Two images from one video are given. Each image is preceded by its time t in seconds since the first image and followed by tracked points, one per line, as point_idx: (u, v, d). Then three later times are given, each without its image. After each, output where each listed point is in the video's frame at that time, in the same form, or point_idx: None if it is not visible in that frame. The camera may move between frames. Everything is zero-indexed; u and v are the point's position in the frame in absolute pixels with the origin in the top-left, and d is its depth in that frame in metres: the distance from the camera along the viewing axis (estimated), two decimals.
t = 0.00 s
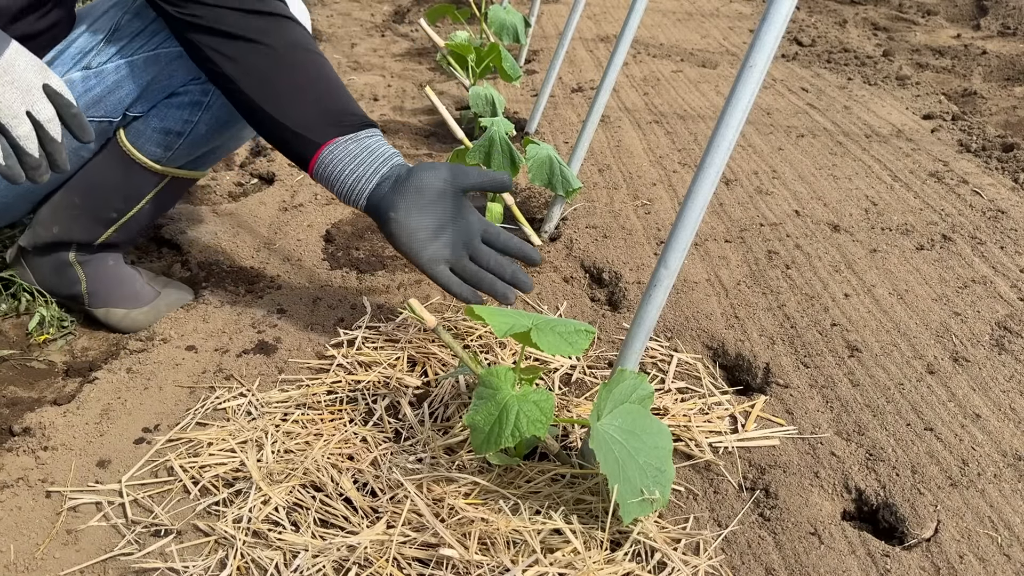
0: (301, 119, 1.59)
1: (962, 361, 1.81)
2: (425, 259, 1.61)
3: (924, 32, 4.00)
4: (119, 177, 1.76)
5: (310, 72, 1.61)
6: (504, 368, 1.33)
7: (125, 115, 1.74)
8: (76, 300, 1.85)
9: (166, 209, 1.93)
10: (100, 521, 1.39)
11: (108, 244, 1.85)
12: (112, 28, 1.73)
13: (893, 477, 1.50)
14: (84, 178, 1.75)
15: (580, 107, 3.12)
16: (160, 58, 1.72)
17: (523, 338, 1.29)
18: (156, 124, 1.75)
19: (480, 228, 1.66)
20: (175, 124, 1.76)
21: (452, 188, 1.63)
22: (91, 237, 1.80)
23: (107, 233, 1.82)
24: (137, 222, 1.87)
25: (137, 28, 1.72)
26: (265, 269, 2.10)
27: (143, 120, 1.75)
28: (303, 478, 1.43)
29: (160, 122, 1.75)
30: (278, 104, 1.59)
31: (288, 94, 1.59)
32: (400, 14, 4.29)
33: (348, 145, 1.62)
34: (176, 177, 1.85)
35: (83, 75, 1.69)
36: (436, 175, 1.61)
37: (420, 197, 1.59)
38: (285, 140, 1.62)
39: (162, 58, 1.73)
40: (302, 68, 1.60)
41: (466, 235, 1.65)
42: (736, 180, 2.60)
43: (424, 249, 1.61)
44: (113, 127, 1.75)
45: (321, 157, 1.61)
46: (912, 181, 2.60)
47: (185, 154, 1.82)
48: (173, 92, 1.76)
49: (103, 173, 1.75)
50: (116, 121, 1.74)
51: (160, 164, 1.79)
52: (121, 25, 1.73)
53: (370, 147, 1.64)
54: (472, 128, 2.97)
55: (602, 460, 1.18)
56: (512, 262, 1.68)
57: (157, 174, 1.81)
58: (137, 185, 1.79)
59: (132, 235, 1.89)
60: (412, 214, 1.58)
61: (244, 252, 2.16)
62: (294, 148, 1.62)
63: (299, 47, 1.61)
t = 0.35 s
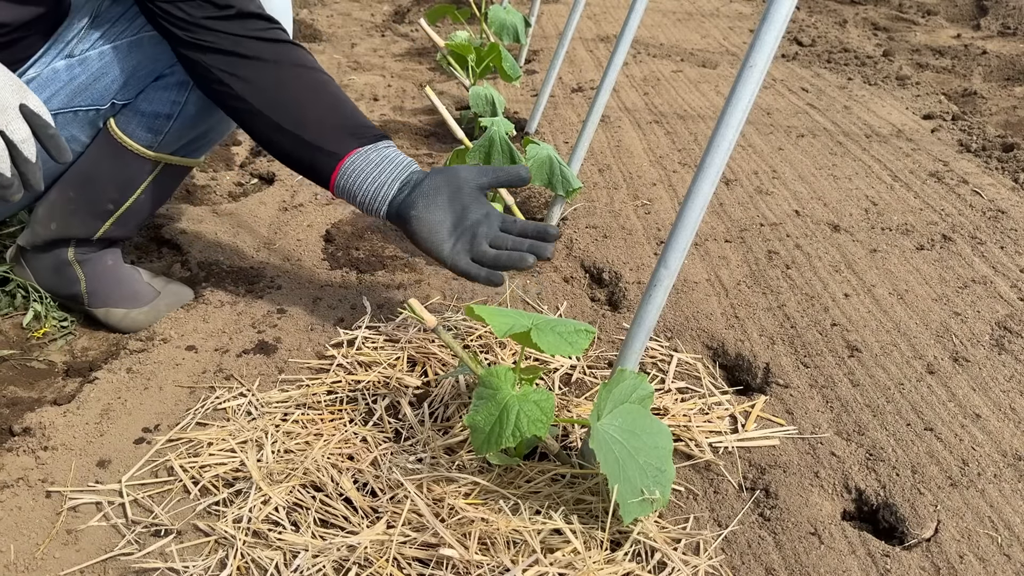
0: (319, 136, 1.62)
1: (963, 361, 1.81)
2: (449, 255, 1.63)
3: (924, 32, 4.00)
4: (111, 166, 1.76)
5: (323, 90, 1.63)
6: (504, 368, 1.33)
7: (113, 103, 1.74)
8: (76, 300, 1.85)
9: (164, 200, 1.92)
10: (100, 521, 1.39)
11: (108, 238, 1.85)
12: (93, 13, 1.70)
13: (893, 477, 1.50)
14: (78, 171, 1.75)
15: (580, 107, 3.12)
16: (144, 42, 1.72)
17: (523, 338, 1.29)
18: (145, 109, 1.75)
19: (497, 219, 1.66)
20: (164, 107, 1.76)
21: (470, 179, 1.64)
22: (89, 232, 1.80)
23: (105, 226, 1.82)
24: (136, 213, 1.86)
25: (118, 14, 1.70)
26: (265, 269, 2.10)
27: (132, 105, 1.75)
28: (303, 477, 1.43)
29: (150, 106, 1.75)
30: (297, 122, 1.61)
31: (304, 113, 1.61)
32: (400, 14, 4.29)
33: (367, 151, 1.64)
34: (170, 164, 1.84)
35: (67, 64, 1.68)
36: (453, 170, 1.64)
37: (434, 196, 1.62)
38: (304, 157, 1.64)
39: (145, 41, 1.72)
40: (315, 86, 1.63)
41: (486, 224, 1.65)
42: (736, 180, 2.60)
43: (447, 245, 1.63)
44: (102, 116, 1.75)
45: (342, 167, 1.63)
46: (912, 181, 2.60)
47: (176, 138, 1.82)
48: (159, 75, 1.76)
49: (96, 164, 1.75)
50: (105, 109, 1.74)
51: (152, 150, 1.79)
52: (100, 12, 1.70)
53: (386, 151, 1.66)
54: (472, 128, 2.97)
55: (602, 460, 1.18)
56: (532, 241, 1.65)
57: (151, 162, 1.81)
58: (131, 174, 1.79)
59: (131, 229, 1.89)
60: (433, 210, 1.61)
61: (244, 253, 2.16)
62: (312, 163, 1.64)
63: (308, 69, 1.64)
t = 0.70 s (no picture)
0: (311, 159, 1.64)
1: (963, 361, 1.81)
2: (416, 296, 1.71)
3: (924, 32, 4.00)
4: (111, 165, 1.76)
5: (318, 111, 1.66)
6: (504, 368, 1.33)
7: (112, 102, 1.74)
8: (76, 300, 1.85)
9: (162, 199, 1.92)
10: (100, 521, 1.39)
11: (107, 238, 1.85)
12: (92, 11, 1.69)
13: (893, 478, 1.50)
14: (77, 171, 1.75)
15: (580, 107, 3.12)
16: (142, 41, 1.72)
17: (523, 338, 1.29)
18: (144, 108, 1.75)
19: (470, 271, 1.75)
20: (162, 106, 1.75)
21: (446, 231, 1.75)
22: (88, 231, 1.80)
23: (104, 225, 1.82)
24: (135, 213, 1.86)
25: (116, 13, 1.70)
26: (266, 269, 2.10)
27: (130, 105, 1.75)
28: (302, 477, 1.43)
29: (148, 105, 1.75)
30: (289, 146, 1.63)
31: (298, 135, 1.63)
32: (400, 14, 4.29)
33: (354, 185, 1.68)
34: (168, 163, 1.84)
35: (66, 63, 1.68)
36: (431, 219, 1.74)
37: (416, 238, 1.71)
38: (292, 180, 1.67)
39: (143, 41, 1.72)
40: (310, 107, 1.65)
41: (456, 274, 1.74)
42: (736, 180, 2.60)
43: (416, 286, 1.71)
44: (100, 115, 1.75)
45: (327, 197, 1.67)
46: (912, 181, 2.60)
47: (174, 138, 1.82)
48: (157, 74, 1.76)
49: (95, 163, 1.75)
50: (104, 108, 1.74)
51: (151, 149, 1.79)
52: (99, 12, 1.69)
53: (371, 186, 1.71)
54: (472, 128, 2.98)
55: (602, 460, 1.18)
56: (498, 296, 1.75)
57: (149, 162, 1.81)
58: (130, 173, 1.79)
59: (130, 229, 1.89)
60: (407, 253, 1.70)
61: (244, 253, 2.16)
62: (300, 187, 1.68)
63: (304, 86, 1.65)
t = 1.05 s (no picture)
0: (303, 163, 1.64)
1: (963, 361, 1.80)
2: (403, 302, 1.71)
3: (924, 32, 4.00)
4: (109, 165, 1.76)
5: (311, 115, 1.66)
6: (504, 368, 1.33)
7: (109, 102, 1.74)
8: (75, 300, 1.85)
9: (161, 199, 1.92)
10: (100, 521, 1.39)
11: (106, 239, 1.85)
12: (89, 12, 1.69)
13: (893, 478, 1.50)
14: (75, 171, 1.75)
15: (580, 107, 3.12)
16: (139, 40, 1.71)
17: (523, 338, 1.29)
18: (141, 107, 1.74)
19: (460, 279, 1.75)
20: (159, 105, 1.75)
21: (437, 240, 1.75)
22: (88, 232, 1.80)
23: (103, 226, 1.82)
24: (134, 213, 1.86)
25: (113, 13, 1.69)
26: (266, 269, 2.10)
27: (127, 104, 1.75)
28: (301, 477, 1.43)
29: (146, 104, 1.74)
30: (281, 148, 1.63)
31: (291, 139, 1.63)
32: (400, 14, 4.29)
33: (345, 190, 1.68)
34: (166, 163, 1.84)
35: (63, 62, 1.67)
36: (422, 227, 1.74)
37: (406, 244, 1.71)
38: (283, 182, 1.67)
39: (140, 41, 1.71)
40: (304, 110, 1.65)
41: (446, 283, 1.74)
42: (736, 180, 2.60)
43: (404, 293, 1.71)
44: (97, 115, 1.74)
45: (318, 201, 1.67)
46: (912, 181, 2.60)
47: (172, 138, 1.82)
48: (154, 73, 1.75)
49: (93, 163, 1.75)
50: (101, 107, 1.73)
51: (148, 149, 1.79)
52: (96, 12, 1.69)
53: (364, 191, 1.71)
54: (472, 128, 2.98)
55: (602, 460, 1.19)
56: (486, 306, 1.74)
57: (147, 161, 1.81)
58: (128, 173, 1.79)
59: (129, 229, 1.89)
60: (397, 260, 1.70)
61: (244, 253, 2.16)
62: (291, 190, 1.68)
63: (298, 88, 1.64)
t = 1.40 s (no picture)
0: (298, 144, 1.60)
1: (963, 361, 1.80)
2: (409, 269, 1.60)
3: (924, 32, 4.00)
4: (108, 163, 1.76)
5: (304, 100, 1.62)
6: (504, 368, 1.33)
7: (108, 100, 1.74)
8: (75, 300, 1.85)
9: (160, 199, 1.92)
10: (100, 521, 1.39)
11: (106, 238, 1.85)
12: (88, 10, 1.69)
13: (893, 478, 1.49)
14: (75, 170, 1.75)
15: (580, 107, 3.12)
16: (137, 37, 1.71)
17: (523, 338, 1.29)
18: (140, 105, 1.74)
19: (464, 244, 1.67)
20: (158, 103, 1.75)
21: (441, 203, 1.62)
22: (88, 231, 1.80)
23: (103, 225, 1.82)
24: (133, 212, 1.86)
25: (111, 11, 1.69)
26: (266, 269, 2.10)
27: (126, 102, 1.75)
28: (301, 477, 1.43)
29: (145, 102, 1.74)
30: (274, 134, 1.59)
31: (284, 121, 1.59)
32: (400, 14, 4.29)
33: (343, 164, 1.61)
34: (166, 161, 1.84)
35: (62, 61, 1.67)
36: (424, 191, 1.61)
37: (409, 211, 1.58)
38: (279, 168, 1.62)
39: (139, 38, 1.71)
40: (297, 95, 1.61)
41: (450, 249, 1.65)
42: (736, 180, 2.60)
43: (408, 259, 1.59)
44: (97, 113, 1.74)
45: (316, 178, 1.61)
46: (912, 181, 2.60)
47: (171, 136, 1.81)
48: (153, 71, 1.75)
49: (93, 162, 1.75)
50: (100, 106, 1.73)
51: (148, 147, 1.79)
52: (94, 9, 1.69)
53: (362, 164, 1.63)
54: (472, 128, 2.98)
55: (602, 461, 1.19)
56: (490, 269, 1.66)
57: (146, 159, 1.80)
58: (127, 172, 1.79)
59: (128, 228, 1.89)
60: (400, 226, 1.57)
61: (244, 252, 2.16)
62: (288, 172, 1.62)
63: (291, 79, 1.62)
